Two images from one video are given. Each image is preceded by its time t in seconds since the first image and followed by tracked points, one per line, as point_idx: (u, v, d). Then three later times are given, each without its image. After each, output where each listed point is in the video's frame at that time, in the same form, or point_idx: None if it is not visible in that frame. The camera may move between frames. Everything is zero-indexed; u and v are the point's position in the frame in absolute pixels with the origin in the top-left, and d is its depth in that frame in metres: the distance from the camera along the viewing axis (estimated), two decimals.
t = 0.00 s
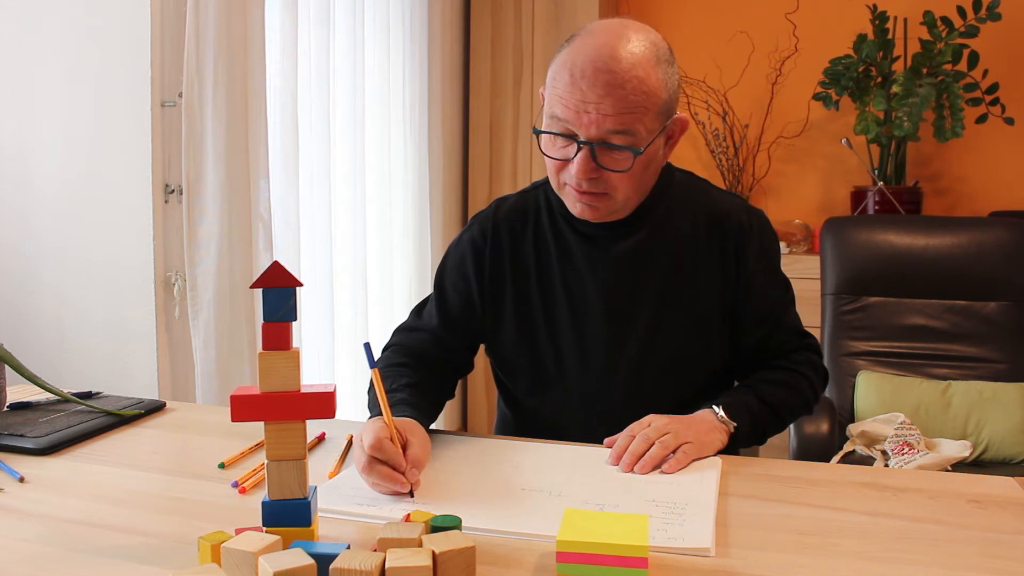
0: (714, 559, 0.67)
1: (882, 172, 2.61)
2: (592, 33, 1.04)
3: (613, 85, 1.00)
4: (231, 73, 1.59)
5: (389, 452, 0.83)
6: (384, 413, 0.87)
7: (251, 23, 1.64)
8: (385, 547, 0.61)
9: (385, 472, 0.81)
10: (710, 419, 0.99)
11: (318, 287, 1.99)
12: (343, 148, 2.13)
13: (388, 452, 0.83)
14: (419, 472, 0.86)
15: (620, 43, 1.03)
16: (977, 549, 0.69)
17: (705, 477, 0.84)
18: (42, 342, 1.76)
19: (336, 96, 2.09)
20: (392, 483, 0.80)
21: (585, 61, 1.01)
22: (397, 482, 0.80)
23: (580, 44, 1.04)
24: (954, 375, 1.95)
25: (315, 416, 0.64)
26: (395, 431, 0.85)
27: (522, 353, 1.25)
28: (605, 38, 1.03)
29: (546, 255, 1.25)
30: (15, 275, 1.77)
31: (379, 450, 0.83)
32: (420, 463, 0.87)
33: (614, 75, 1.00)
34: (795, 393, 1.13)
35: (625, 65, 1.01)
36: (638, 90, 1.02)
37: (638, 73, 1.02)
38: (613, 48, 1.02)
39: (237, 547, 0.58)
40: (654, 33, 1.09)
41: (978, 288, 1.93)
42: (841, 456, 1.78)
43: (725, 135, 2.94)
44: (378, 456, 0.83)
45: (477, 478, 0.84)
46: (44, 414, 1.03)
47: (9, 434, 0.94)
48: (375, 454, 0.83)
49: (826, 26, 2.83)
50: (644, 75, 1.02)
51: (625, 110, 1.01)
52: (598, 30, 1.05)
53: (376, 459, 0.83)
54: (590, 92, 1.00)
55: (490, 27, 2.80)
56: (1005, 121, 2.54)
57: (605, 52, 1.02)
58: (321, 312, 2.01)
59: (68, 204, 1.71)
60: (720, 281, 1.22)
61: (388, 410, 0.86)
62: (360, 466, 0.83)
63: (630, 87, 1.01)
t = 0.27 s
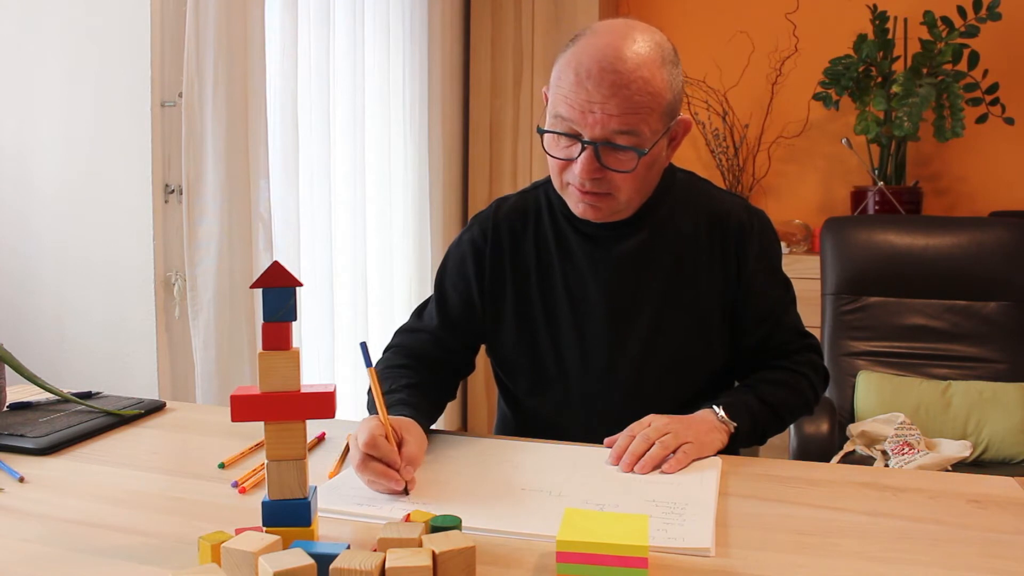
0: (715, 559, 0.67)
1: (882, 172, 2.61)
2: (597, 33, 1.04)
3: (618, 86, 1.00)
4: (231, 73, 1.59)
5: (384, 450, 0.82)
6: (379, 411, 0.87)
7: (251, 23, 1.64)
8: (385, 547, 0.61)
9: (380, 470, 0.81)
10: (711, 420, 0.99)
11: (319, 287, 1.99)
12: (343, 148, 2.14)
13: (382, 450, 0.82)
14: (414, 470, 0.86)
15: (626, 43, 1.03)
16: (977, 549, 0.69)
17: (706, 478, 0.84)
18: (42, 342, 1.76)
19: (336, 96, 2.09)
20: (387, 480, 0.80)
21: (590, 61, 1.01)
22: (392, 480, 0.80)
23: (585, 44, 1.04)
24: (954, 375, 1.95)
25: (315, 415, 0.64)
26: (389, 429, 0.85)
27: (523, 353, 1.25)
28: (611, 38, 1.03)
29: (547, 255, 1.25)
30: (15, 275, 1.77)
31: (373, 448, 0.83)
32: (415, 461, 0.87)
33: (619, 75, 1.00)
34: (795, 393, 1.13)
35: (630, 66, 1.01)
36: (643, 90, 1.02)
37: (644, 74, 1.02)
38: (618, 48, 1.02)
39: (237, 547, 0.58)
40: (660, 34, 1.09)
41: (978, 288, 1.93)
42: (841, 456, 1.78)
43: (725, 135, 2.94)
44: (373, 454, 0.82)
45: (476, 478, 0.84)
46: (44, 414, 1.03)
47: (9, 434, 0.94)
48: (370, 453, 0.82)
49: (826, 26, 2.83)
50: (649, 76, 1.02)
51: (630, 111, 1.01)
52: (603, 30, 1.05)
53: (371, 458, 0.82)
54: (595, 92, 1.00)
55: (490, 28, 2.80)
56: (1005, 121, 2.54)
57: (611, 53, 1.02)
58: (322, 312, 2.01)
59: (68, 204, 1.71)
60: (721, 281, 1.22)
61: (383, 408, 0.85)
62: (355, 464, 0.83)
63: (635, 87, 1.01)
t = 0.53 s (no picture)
0: (715, 559, 0.67)
1: (882, 172, 2.61)
2: (598, 34, 1.04)
3: (618, 88, 1.00)
4: (231, 73, 1.59)
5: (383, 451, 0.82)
6: (379, 412, 0.87)
7: (251, 23, 1.64)
8: (385, 547, 0.61)
9: (379, 471, 0.81)
10: (711, 420, 0.99)
11: (319, 287, 1.99)
12: (343, 148, 2.13)
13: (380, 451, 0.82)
14: (414, 472, 0.85)
15: (627, 45, 1.03)
16: (977, 549, 0.69)
17: (706, 478, 0.84)
18: (42, 342, 1.76)
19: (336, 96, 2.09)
20: (387, 482, 0.80)
21: (591, 62, 1.01)
22: (391, 482, 0.80)
23: (586, 45, 1.04)
24: (954, 375, 1.95)
25: (315, 416, 0.64)
26: (389, 430, 0.85)
27: (523, 353, 1.25)
28: (612, 39, 1.03)
29: (547, 255, 1.25)
30: (15, 275, 1.77)
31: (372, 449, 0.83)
32: (415, 463, 0.87)
33: (620, 77, 1.00)
34: (795, 393, 1.13)
35: (631, 67, 1.01)
36: (644, 92, 1.02)
37: (645, 76, 1.02)
38: (619, 50, 1.02)
39: (237, 547, 0.58)
40: (661, 36, 1.09)
41: (978, 288, 1.93)
42: (841, 456, 1.78)
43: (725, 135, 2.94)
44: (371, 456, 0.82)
45: (476, 478, 0.84)
46: (44, 414, 1.03)
47: (9, 434, 0.94)
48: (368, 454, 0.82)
49: (826, 27, 2.83)
50: (650, 78, 1.02)
51: (631, 113, 1.01)
52: (605, 31, 1.05)
53: (370, 459, 0.82)
54: (596, 93, 1.00)
55: (490, 28, 2.80)
56: (1005, 121, 2.54)
57: (611, 54, 1.02)
58: (322, 312, 2.01)
59: (68, 204, 1.71)
60: (721, 282, 1.22)
61: (383, 409, 0.85)
62: (354, 465, 0.83)
63: (636, 89, 1.01)
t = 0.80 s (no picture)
0: (715, 559, 0.67)
1: (882, 172, 2.61)
2: (602, 33, 1.04)
3: (622, 87, 1.00)
4: (231, 73, 1.59)
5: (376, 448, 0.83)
6: (374, 410, 0.87)
7: (251, 23, 1.64)
8: (385, 547, 0.61)
9: (373, 468, 0.81)
10: (710, 420, 0.99)
11: (319, 287, 1.99)
12: (343, 149, 2.13)
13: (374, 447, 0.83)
14: (406, 469, 0.86)
15: (631, 45, 1.03)
16: (977, 549, 0.69)
17: (706, 478, 0.84)
18: (42, 342, 1.76)
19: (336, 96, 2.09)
20: (379, 479, 0.80)
21: (594, 61, 1.01)
22: (384, 479, 0.80)
23: (590, 44, 1.04)
24: (954, 375, 1.95)
25: (315, 416, 0.64)
26: (383, 427, 0.85)
27: (523, 353, 1.25)
28: (616, 38, 1.03)
29: (548, 255, 1.25)
30: (15, 275, 1.77)
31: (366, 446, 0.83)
32: (407, 459, 0.87)
33: (623, 77, 1.00)
34: (796, 394, 1.13)
35: (635, 67, 1.01)
36: (647, 92, 1.02)
37: (648, 76, 1.02)
38: (623, 50, 1.02)
39: (237, 547, 0.58)
40: (665, 36, 1.09)
41: (978, 288, 1.93)
42: (841, 456, 1.78)
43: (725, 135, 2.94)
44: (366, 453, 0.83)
45: (476, 478, 0.84)
46: (44, 414, 1.03)
47: (9, 434, 0.94)
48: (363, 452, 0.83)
49: (826, 27, 2.83)
50: (653, 78, 1.02)
51: (634, 112, 1.01)
52: (608, 31, 1.05)
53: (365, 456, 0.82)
54: (599, 93, 1.00)
55: (490, 28, 2.80)
56: (1005, 121, 2.54)
57: (615, 54, 1.02)
58: (322, 312, 2.01)
59: (68, 204, 1.71)
60: (722, 282, 1.22)
61: (379, 407, 0.85)
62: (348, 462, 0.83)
63: (639, 89, 1.01)
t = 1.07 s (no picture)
0: (715, 559, 0.67)
1: (882, 172, 2.61)
2: (603, 33, 1.04)
3: (622, 87, 1.00)
4: (231, 73, 1.59)
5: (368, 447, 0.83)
6: (363, 408, 0.87)
7: (251, 23, 1.64)
8: (385, 547, 0.61)
9: (362, 467, 0.81)
10: (710, 420, 0.99)
11: (319, 287, 1.99)
12: (343, 149, 2.13)
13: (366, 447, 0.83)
14: (396, 466, 0.86)
15: (632, 45, 1.03)
16: (977, 549, 0.69)
17: (706, 478, 0.84)
18: (42, 342, 1.76)
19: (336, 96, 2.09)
20: (369, 478, 0.80)
21: (595, 61, 1.01)
22: (374, 478, 0.80)
23: (591, 44, 1.04)
24: (954, 375, 1.95)
25: (315, 416, 0.64)
26: (372, 425, 0.85)
27: (524, 353, 1.25)
28: (617, 38, 1.03)
29: (548, 256, 1.25)
30: (15, 274, 1.77)
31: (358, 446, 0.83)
32: (398, 456, 0.87)
33: (624, 77, 1.00)
34: (796, 395, 1.13)
35: (635, 67, 1.01)
36: (647, 92, 1.02)
37: (648, 76, 1.02)
38: (624, 50, 1.02)
39: (237, 547, 0.58)
40: (666, 37, 1.09)
41: (978, 288, 1.93)
42: (841, 456, 1.78)
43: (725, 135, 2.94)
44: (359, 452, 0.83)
45: (475, 478, 0.84)
46: (43, 414, 1.03)
47: (9, 434, 0.94)
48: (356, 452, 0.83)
49: (825, 26, 2.83)
50: (654, 78, 1.02)
51: (634, 113, 1.01)
52: (609, 31, 1.05)
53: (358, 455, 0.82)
54: (599, 92, 1.00)
55: (490, 28, 2.80)
56: (1005, 121, 2.54)
57: (616, 54, 1.02)
58: (322, 312, 2.01)
59: (68, 204, 1.71)
60: (722, 283, 1.22)
61: (367, 406, 0.85)
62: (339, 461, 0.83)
63: (640, 89, 1.01)
